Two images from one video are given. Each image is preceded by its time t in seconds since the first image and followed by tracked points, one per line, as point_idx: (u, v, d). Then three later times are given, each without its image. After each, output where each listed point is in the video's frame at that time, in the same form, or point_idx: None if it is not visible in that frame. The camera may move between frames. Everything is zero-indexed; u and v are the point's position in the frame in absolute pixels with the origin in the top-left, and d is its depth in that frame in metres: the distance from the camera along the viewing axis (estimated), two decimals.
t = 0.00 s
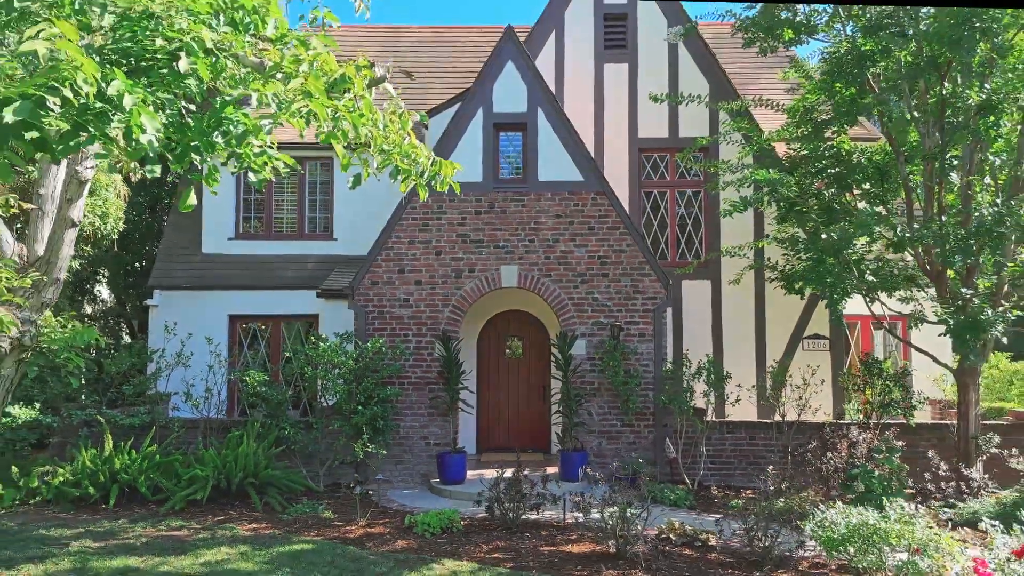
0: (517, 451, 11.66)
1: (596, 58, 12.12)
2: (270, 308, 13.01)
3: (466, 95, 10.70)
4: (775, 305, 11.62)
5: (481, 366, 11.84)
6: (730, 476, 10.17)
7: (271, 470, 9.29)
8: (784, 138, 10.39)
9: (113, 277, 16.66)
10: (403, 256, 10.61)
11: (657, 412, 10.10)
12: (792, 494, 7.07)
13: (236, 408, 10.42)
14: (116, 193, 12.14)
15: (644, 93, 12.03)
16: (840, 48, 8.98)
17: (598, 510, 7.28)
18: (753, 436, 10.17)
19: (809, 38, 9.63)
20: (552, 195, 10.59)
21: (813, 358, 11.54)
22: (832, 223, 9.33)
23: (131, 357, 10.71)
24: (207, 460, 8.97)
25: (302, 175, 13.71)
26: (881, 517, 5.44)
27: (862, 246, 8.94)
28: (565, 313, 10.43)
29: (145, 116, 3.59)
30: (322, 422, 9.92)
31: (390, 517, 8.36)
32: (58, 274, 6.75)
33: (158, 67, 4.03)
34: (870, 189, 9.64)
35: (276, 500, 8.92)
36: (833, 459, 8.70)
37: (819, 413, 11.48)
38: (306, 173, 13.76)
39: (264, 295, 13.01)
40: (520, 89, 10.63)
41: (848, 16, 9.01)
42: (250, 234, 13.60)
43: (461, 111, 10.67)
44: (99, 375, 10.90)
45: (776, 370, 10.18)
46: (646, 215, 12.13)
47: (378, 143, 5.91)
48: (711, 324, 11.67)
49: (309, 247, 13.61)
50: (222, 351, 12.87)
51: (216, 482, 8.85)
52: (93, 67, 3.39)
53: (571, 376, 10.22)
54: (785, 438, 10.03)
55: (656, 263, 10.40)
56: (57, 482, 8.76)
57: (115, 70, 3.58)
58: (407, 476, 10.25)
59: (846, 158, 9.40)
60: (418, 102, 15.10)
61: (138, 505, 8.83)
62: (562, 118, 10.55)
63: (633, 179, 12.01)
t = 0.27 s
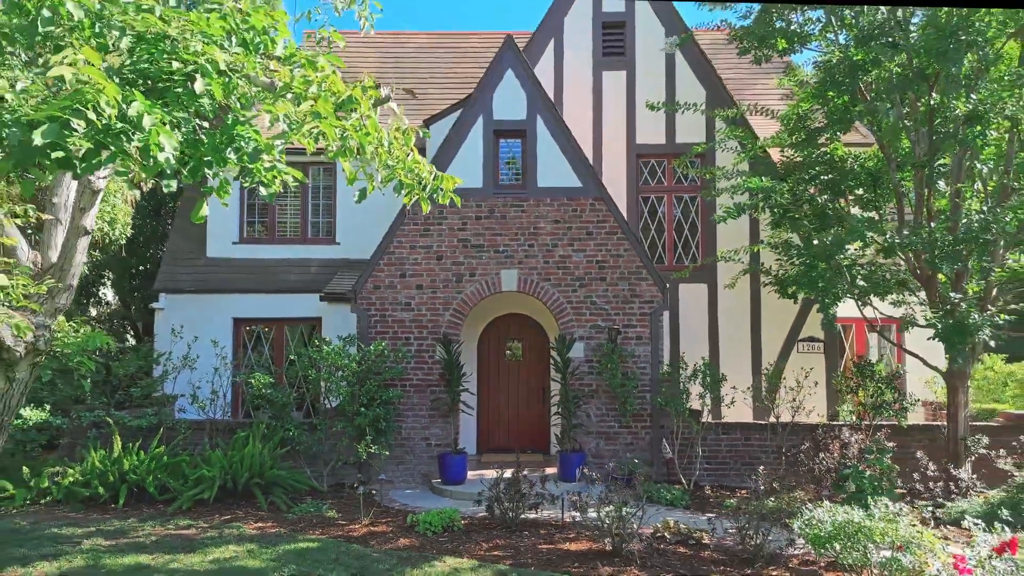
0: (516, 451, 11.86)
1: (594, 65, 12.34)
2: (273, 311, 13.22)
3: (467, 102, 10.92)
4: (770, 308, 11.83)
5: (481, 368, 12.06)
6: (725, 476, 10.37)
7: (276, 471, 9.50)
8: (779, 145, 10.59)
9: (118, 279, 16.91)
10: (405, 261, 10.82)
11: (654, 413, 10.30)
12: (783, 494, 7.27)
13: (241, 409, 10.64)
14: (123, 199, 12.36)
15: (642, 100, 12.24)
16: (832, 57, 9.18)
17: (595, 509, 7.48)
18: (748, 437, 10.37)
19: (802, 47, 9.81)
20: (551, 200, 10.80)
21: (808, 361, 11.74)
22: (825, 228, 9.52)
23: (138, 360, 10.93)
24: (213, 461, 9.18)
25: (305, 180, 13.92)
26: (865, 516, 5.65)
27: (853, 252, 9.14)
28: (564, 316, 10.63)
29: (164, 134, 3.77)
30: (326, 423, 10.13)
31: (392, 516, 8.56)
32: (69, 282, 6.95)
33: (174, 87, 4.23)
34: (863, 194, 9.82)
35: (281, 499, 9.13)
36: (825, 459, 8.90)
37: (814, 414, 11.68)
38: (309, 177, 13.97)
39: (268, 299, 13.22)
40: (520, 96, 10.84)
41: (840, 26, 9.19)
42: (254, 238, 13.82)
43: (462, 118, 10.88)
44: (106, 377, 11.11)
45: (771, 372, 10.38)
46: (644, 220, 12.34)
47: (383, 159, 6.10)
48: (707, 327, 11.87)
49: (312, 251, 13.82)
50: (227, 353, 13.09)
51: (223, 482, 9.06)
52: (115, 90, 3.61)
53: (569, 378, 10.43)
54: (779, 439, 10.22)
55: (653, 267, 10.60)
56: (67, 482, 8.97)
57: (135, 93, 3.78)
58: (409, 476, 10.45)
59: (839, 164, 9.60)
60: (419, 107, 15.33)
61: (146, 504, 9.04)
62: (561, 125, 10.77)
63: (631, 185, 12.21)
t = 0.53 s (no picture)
0: (516, 450, 12.08)
1: (592, 70, 12.54)
2: (277, 311, 13.43)
3: (467, 107, 11.13)
4: (766, 308, 12.04)
5: (482, 367, 12.28)
6: (721, 473, 10.59)
7: (281, 468, 9.72)
8: (774, 149, 10.79)
9: (123, 281, 17.13)
10: (407, 263, 11.04)
11: (651, 412, 10.51)
12: (775, 489, 7.47)
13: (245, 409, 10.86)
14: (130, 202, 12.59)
15: (640, 103, 12.44)
16: (826, 63, 9.37)
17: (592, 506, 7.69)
18: (744, 435, 10.59)
19: (796, 53, 10.02)
20: (550, 203, 11.01)
21: (803, 360, 11.95)
22: (819, 230, 9.71)
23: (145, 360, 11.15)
24: (220, 459, 9.39)
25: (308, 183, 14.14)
26: (852, 511, 5.86)
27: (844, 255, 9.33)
28: (563, 316, 10.84)
29: (180, 147, 3.94)
30: (329, 422, 10.33)
31: (395, 513, 8.77)
32: (83, 284, 7.18)
33: (188, 101, 4.47)
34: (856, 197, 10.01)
35: (286, 496, 9.35)
36: (818, 457, 9.11)
37: (808, 413, 11.90)
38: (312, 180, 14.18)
39: (272, 300, 13.43)
40: (520, 101, 11.05)
41: (833, 32, 9.38)
42: (258, 240, 14.03)
43: (463, 122, 11.09)
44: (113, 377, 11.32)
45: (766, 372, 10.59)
46: (641, 222, 12.55)
47: (387, 168, 6.30)
48: (704, 327, 12.08)
49: (315, 253, 14.04)
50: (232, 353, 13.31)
51: (229, 479, 9.27)
52: (133, 106, 3.82)
53: (568, 377, 10.64)
54: (773, 437, 10.43)
55: (650, 269, 10.81)
56: (77, 480, 9.19)
57: (152, 107, 3.98)
58: (411, 473, 10.67)
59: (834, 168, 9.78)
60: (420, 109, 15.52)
61: (154, 501, 9.25)
62: (559, 129, 10.97)
63: (629, 187, 12.41)
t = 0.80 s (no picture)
0: (515, 448, 12.29)
1: (590, 74, 12.75)
2: (279, 312, 13.64)
3: (467, 112, 11.34)
4: (760, 309, 12.25)
5: (481, 367, 12.49)
6: (716, 471, 10.78)
7: (284, 466, 9.93)
8: (767, 152, 11.00)
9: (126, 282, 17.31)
10: (407, 265, 11.25)
11: (647, 411, 10.72)
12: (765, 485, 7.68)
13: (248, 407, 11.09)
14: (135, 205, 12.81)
15: (636, 107, 12.65)
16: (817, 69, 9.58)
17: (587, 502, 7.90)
18: (738, 433, 10.79)
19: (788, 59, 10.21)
20: (547, 206, 11.21)
21: (796, 360, 12.17)
22: (811, 232, 9.91)
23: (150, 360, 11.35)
24: (224, 456, 9.60)
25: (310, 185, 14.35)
26: (836, 506, 6.09)
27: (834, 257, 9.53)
28: (560, 317, 11.05)
29: (191, 159, 4.14)
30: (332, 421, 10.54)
31: (395, 509, 8.98)
32: (93, 287, 7.41)
33: (198, 114, 4.75)
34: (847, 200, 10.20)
35: (289, 493, 9.55)
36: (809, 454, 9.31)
37: (801, 412, 12.11)
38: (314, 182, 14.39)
39: (274, 301, 13.64)
40: (518, 106, 11.25)
41: (825, 38, 9.58)
42: (260, 242, 14.24)
43: (462, 127, 11.30)
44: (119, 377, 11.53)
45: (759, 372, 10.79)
46: (638, 224, 12.76)
47: (388, 178, 6.50)
48: (699, 327, 12.29)
49: (316, 254, 14.26)
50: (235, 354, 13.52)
51: (233, 477, 9.48)
52: (148, 121, 4.05)
53: (565, 377, 10.85)
54: (767, 435, 10.63)
55: (646, 271, 11.03)
56: (84, 478, 9.39)
57: (165, 122, 4.19)
58: (411, 471, 10.88)
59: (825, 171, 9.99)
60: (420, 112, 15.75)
61: (160, 498, 9.46)
62: (557, 133, 11.18)
63: (625, 190, 12.62)
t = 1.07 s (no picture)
0: (513, 447, 12.49)
1: (587, 79, 12.94)
2: (281, 313, 13.84)
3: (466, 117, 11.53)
4: (754, 310, 12.46)
5: (480, 368, 12.70)
6: (710, 470, 10.99)
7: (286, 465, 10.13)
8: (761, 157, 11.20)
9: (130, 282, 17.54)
10: (407, 267, 11.45)
11: (642, 411, 10.92)
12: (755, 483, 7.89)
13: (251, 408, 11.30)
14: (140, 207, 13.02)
15: (632, 112, 12.85)
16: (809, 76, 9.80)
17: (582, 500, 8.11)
18: (732, 432, 10.99)
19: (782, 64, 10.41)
20: (545, 210, 11.42)
21: (790, 361, 12.37)
22: (803, 235, 10.11)
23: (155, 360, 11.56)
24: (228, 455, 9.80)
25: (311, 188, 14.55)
26: (821, 503, 6.31)
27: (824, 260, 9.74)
28: (557, 319, 11.26)
29: (202, 171, 4.36)
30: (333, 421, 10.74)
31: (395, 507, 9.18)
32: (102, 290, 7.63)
33: (208, 126, 4.93)
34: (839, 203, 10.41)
35: (291, 491, 9.75)
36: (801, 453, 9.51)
37: (794, 411, 12.32)
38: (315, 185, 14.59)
39: (276, 302, 13.83)
40: (516, 111, 11.43)
41: (817, 44, 9.78)
42: (262, 243, 14.44)
43: (461, 132, 11.49)
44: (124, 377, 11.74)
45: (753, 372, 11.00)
46: (634, 227, 12.96)
47: (389, 187, 6.69)
48: (694, 328, 12.50)
49: (318, 256, 14.46)
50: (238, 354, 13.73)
51: (237, 475, 9.68)
52: (160, 135, 4.26)
53: (562, 377, 11.05)
54: (760, 434, 10.83)
55: (641, 273, 11.23)
56: (91, 476, 9.60)
57: (177, 135, 4.40)
58: (411, 470, 11.08)
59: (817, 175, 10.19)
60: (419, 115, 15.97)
61: (165, 496, 9.67)
62: (554, 138, 11.38)
63: (622, 193, 12.83)
